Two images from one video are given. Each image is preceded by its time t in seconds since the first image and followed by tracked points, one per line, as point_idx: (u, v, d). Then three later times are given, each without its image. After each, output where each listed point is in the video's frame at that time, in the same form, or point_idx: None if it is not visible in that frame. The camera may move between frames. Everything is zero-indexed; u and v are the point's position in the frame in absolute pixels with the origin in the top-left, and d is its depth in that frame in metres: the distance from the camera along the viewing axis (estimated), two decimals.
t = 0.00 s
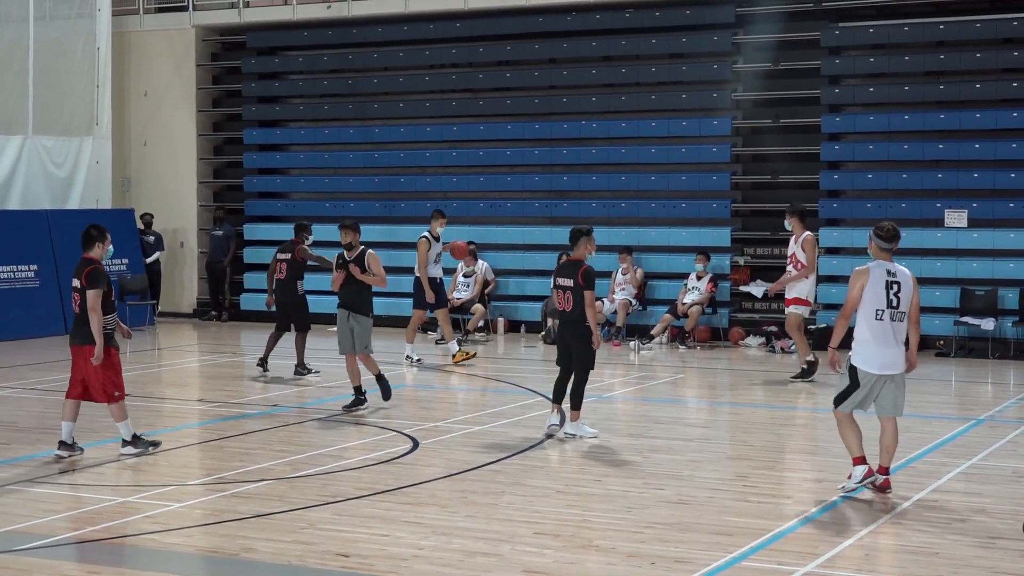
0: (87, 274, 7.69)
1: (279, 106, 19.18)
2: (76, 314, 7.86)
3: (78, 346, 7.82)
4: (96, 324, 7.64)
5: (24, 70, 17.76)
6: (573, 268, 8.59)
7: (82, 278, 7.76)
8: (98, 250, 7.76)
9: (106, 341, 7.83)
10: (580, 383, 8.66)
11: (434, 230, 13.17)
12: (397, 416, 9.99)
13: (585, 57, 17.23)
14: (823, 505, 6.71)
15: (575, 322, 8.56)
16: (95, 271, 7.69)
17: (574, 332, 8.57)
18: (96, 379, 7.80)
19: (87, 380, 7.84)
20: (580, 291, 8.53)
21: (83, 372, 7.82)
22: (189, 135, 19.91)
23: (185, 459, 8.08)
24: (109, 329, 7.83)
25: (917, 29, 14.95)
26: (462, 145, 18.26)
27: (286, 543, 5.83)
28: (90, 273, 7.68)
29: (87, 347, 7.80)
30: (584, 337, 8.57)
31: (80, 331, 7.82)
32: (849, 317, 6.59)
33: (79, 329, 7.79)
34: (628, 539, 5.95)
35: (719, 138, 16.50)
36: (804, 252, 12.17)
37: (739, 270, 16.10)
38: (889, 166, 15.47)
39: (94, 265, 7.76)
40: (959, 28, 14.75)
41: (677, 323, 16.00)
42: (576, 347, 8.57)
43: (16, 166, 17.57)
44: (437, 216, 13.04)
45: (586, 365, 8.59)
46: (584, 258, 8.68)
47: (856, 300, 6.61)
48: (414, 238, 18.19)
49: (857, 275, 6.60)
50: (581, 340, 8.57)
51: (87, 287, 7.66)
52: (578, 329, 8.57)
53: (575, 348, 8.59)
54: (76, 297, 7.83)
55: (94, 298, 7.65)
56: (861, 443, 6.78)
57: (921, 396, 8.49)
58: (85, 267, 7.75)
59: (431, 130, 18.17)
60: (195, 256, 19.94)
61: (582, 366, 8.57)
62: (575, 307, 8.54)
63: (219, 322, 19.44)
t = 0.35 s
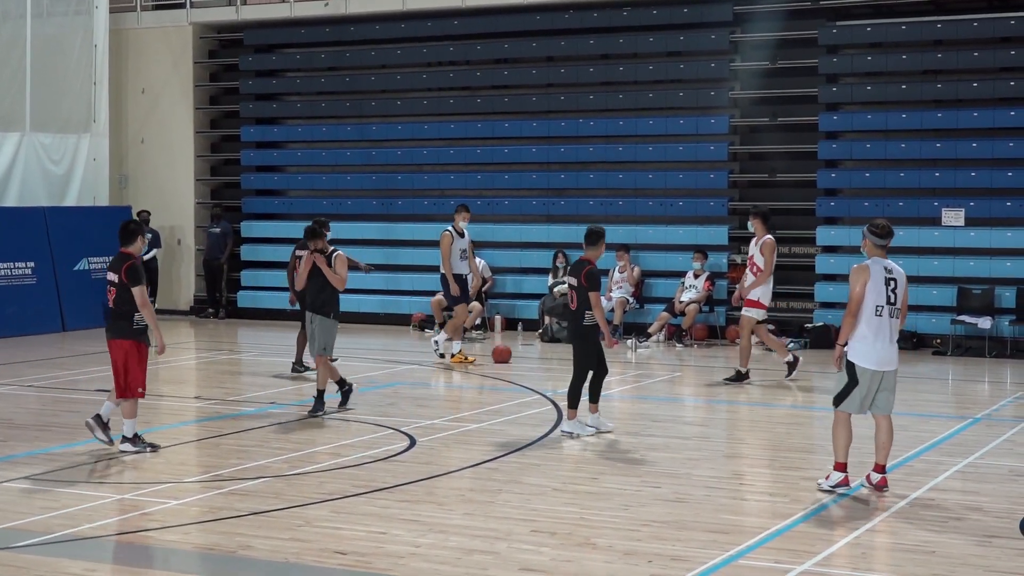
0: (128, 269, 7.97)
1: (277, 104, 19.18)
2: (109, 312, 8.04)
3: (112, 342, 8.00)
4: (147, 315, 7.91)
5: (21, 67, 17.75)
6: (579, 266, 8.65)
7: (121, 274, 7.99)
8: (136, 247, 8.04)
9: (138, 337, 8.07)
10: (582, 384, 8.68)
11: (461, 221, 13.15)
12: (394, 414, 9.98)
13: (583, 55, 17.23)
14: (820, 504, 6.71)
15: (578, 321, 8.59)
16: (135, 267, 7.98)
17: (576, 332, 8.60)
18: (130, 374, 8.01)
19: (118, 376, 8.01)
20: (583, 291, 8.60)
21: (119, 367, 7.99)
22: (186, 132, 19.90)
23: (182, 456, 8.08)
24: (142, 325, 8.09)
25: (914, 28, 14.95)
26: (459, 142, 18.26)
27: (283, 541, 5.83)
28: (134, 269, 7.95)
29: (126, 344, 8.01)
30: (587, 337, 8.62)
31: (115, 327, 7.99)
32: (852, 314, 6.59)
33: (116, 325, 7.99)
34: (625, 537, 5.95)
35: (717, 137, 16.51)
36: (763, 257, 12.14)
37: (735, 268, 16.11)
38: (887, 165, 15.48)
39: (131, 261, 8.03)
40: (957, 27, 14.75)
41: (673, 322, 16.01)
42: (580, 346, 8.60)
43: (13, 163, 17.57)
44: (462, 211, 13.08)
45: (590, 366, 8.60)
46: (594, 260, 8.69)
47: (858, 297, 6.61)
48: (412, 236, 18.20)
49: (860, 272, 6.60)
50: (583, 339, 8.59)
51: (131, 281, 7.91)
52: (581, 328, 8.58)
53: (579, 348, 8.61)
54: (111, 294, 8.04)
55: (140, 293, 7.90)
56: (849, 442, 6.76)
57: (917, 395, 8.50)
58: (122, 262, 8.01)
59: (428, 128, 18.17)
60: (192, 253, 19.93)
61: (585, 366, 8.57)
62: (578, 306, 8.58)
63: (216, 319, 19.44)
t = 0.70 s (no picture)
0: (160, 266, 8.05)
1: (275, 101, 19.17)
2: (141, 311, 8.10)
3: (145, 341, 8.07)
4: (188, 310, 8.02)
5: (19, 64, 17.74)
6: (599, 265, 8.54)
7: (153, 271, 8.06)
8: (164, 245, 8.12)
9: (169, 336, 8.13)
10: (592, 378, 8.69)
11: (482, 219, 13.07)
12: (392, 411, 9.98)
13: (582, 53, 17.22)
14: (817, 503, 6.71)
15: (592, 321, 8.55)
16: (167, 263, 8.06)
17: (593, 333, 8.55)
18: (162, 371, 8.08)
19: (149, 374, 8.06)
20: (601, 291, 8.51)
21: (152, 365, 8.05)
22: (184, 129, 19.88)
23: (180, 454, 8.07)
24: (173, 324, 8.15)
25: (913, 27, 14.95)
26: (457, 140, 18.25)
27: (280, 538, 5.83)
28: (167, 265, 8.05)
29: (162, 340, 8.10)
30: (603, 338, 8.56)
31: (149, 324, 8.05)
32: (838, 317, 6.58)
33: (148, 323, 8.04)
34: (622, 536, 5.95)
35: (715, 135, 16.51)
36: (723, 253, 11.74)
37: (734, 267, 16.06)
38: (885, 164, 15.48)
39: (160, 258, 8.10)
40: (955, 26, 14.75)
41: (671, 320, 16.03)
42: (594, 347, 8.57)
43: (11, 159, 17.56)
44: (480, 207, 12.96)
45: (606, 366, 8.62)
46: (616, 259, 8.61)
47: (843, 300, 6.59)
48: (410, 234, 18.21)
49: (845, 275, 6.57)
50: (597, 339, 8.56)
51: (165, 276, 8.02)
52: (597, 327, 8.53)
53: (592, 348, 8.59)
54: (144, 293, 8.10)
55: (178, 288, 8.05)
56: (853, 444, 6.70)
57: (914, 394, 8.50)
58: (152, 260, 8.07)
59: (427, 126, 18.17)
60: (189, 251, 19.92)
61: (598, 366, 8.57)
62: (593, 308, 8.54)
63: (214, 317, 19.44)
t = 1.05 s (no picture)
0: (182, 261, 8.14)
1: (271, 99, 19.16)
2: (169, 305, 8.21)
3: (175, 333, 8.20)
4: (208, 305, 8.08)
5: (15, 62, 17.73)
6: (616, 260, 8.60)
7: (176, 266, 8.16)
8: (190, 240, 8.19)
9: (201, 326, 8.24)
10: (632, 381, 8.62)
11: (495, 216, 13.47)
12: (388, 409, 9.98)
13: (579, 51, 17.21)
14: (812, 501, 6.70)
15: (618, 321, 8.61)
16: (190, 258, 8.15)
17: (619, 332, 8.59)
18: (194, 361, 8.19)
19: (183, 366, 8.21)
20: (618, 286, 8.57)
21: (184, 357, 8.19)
22: (180, 127, 19.88)
23: (176, 452, 8.07)
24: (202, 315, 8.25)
25: (909, 26, 14.95)
26: (454, 139, 18.25)
27: (276, 537, 5.83)
28: (188, 260, 8.12)
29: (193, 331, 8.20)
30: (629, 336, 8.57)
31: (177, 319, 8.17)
32: (819, 320, 6.62)
33: (177, 317, 8.17)
34: (619, 534, 5.95)
35: (712, 134, 16.52)
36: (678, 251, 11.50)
37: (729, 266, 16.05)
38: (881, 162, 15.49)
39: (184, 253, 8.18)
40: (952, 24, 14.76)
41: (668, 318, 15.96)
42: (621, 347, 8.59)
43: (7, 158, 17.55)
44: (492, 206, 13.33)
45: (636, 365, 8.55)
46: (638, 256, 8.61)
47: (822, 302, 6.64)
48: (406, 232, 18.21)
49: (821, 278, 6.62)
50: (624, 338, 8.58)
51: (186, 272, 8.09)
52: (619, 324, 8.59)
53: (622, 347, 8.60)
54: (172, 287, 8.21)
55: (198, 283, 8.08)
56: (849, 444, 6.67)
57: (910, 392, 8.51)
58: (176, 255, 8.16)
59: (423, 124, 18.18)
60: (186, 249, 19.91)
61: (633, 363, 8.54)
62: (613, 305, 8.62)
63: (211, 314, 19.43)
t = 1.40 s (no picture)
0: (216, 263, 8.12)
1: (270, 98, 19.16)
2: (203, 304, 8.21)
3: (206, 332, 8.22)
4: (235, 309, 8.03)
5: (14, 61, 17.73)
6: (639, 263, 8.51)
7: (211, 268, 8.16)
8: (225, 241, 8.18)
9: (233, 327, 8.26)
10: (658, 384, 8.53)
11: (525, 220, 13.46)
12: (387, 408, 9.98)
13: (578, 50, 17.21)
14: (813, 499, 6.71)
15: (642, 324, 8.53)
16: (223, 261, 8.12)
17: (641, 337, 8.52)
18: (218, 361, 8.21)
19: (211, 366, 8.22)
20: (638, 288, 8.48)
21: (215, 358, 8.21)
22: (179, 126, 19.88)
23: (175, 451, 8.07)
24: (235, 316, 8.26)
25: (908, 24, 14.94)
26: (453, 137, 18.25)
27: (276, 535, 5.83)
28: (222, 264, 8.09)
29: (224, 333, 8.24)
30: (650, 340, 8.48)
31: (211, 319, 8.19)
32: (826, 313, 6.60)
33: (211, 318, 8.18)
34: (618, 532, 5.96)
35: (711, 132, 16.52)
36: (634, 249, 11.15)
37: (728, 264, 16.04)
38: (880, 160, 15.49)
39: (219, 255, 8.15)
40: (951, 23, 14.76)
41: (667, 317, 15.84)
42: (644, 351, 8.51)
43: (6, 156, 17.54)
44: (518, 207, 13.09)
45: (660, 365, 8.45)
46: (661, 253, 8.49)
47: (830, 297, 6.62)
48: (405, 231, 18.20)
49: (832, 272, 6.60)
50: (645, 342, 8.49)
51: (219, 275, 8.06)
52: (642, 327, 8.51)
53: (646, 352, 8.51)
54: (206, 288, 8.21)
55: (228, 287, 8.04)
56: (848, 444, 6.68)
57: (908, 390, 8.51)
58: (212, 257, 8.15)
59: (422, 123, 18.17)
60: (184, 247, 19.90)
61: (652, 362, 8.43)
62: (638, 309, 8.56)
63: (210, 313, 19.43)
